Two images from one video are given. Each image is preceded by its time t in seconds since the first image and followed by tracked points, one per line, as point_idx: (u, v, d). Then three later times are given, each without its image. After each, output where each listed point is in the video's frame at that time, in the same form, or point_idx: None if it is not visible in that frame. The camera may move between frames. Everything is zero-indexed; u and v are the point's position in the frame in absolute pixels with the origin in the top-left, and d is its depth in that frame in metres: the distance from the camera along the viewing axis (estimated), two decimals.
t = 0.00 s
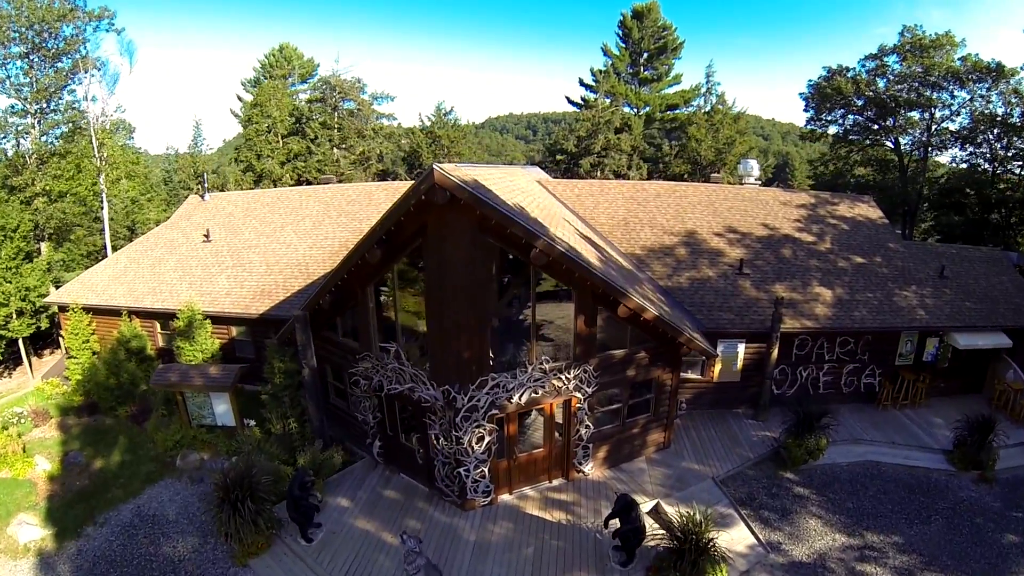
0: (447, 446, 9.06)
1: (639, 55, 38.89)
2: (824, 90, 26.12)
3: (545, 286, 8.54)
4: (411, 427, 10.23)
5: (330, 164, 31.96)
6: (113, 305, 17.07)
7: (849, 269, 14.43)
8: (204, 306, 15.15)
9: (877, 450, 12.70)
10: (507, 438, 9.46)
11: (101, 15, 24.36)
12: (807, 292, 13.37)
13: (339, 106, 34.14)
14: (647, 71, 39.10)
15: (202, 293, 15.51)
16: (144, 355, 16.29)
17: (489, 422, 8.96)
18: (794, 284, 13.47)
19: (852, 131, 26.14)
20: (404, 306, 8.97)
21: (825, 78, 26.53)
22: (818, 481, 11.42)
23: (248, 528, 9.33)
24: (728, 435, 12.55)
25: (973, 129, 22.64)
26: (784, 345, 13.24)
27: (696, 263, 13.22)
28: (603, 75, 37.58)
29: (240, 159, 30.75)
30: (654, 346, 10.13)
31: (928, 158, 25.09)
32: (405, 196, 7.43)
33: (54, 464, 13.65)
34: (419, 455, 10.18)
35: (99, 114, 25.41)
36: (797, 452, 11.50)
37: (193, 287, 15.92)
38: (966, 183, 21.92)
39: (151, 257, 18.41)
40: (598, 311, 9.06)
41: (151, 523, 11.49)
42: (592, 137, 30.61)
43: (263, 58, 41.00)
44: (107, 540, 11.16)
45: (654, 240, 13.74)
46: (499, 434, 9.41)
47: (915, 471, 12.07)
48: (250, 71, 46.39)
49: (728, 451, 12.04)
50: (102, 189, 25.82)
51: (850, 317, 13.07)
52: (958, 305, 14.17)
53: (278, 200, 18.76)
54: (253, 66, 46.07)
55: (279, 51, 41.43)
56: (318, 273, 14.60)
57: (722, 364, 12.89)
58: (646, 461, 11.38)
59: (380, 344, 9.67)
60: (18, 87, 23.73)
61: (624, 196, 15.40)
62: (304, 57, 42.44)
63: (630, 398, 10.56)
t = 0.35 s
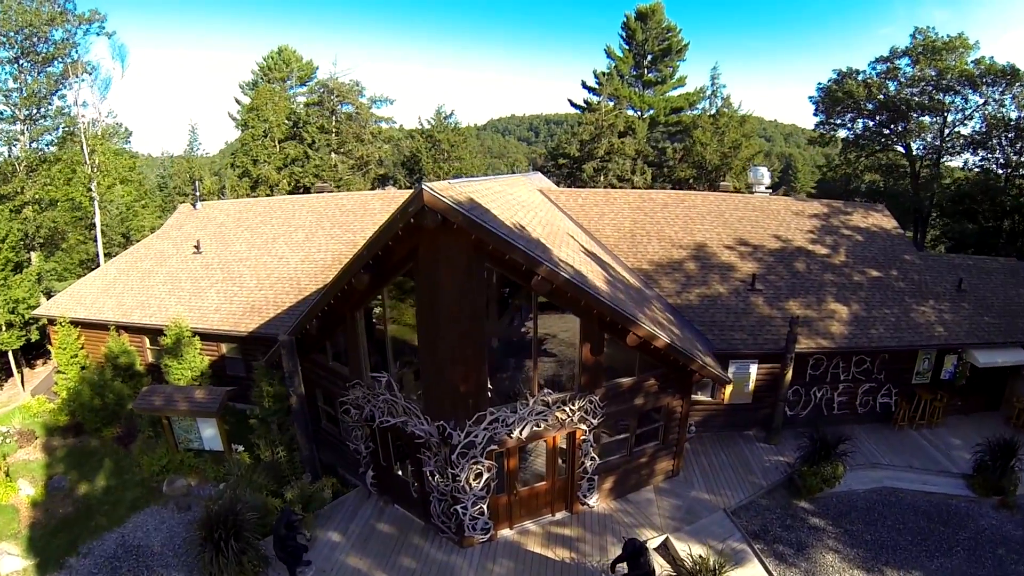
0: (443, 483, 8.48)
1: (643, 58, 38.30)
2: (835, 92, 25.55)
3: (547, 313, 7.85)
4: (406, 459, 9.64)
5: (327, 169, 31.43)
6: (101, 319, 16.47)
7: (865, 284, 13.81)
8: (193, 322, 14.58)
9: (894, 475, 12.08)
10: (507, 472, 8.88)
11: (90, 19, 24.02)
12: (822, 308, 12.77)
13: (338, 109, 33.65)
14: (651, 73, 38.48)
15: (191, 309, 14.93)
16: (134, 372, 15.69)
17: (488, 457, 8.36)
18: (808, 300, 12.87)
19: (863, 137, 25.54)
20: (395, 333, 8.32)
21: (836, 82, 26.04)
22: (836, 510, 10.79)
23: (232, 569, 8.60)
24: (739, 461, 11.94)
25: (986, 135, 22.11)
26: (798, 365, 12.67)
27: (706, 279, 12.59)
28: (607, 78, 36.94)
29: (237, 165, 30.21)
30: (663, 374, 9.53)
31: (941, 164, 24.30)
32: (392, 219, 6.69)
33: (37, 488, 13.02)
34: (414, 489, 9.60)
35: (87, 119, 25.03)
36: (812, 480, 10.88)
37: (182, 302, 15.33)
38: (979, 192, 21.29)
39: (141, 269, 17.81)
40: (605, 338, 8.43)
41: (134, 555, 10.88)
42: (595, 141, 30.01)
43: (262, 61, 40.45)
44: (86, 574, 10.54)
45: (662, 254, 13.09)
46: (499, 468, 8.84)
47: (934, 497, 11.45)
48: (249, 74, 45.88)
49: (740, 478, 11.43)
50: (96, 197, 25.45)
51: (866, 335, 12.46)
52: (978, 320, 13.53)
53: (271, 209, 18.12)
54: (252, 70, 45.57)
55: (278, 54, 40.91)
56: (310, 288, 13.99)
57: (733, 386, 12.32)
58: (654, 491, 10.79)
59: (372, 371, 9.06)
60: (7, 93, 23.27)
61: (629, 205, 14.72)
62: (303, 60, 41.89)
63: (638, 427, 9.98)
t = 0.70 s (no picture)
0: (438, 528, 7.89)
1: (642, 60, 37.75)
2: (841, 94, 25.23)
3: (549, 346, 7.26)
4: (399, 496, 9.05)
5: (321, 176, 30.81)
6: (83, 338, 15.78)
7: (879, 297, 13.24)
8: (177, 343, 13.93)
9: (912, 500, 11.47)
10: (507, 513, 8.31)
11: (76, 25, 23.40)
12: (836, 325, 12.21)
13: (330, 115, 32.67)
14: (650, 75, 37.94)
15: (176, 328, 14.28)
16: (117, 395, 14.98)
17: (486, 500, 7.78)
18: (821, 317, 12.31)
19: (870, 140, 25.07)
20: (385, 366, 7.69)
21: (842, 83, 25.62)
22: (854, 541, 10.20)
23: None
24: (751, 490, 11.35)
25: (996, 137, 21.50)
26: (812, 387, 12.23)
27: (716, 295, 12.03)
28: (606, 81, 36.40)
29: (228, 172, 29.55)
30: (673, 404, 8.96)
31: (949, 168, 24.00)
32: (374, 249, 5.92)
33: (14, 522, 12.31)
34: (408, 528, 9.01)
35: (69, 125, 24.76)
36: (829, 512, 10.24)
37: (167, 321, 14.67)
38: (989, 196, 20.74)
39: (126, 285, 17.14)
40: (611, 370, 7.83)
41: None
42: (594, 145, 29.41)
43: (255, 66, 39.79)
44: None
45: (668, 268, 12.48)
46: (499, 510, 8.26)
47: (954, 523, 10.84)
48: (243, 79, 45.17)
49: (752, 508, 10.81)
50: (81, 209, 24.76)
51: (884, 353, 11.89)
52: (997, 334, 12.96)
53: (259, 221, 17.47)
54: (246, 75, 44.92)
55: (271, 58, 40.25)
56: (298, 306, 13.35)
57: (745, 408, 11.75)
58: (663, 524, 10.21)
59: (361, 405, 8.45)
60: None
61: (632, 216, 14.11)
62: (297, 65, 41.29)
63: (646, 458, 9.41)
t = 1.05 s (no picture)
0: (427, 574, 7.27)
1: (646, 59, 37.05)
2: (853, 98, 24.82)
3: (551, 382, 6.65)
4: (387, 532, 8.46)
5: (316, 175, 30.06)
6: (63, 348, 15.10)
7: (894, 314, 12.67)
8: (158, 356, 13.29)
9: (927, 529, 10.89)
10: (503, 556, 7.71)
11: (60, 19, 22.50)
12: (850, 345, 11.65)
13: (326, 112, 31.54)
14: (653, 75, 37.25)
15: (158, 340, 13.65)
16: (100, 406, 14.23)
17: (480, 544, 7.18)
18: (835, 336, 11.75)
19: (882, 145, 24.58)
20: (371, 400, 7.05)
21: (854, 87, 25.17)
22: None
23: None
24: (759, 518, 10.80)
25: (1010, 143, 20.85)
26: (824, 411, 11.73)
27: (725, 313, 11.48)
28: (608, 80, 35.71)
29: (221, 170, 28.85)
30: (681, 437, 8.35)
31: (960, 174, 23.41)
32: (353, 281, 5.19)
33: None
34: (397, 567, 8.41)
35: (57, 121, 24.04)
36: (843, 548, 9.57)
37: (149, 332, 14.02)
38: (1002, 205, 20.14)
39: (108, 292, 16.46)
40: (618, 405, 7.21)
41: None
42: (596, 146, 28.77)
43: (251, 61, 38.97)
44: None
45: (676, 284, 11.89)
46: (493, 552, 7.65)
47: (969, 554, 10.28)
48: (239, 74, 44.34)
49: (761, 539, 10.23)
50: (65, 209, 23.91)
51: (899, 375, 11.29)
52: (1016, 354, 12.39)
53: (247, 225, 16.80)
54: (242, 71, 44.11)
55: (267, 54, 39.42)
56: (285, 319, 12.71)
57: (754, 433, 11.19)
58: (668, 557, 9.65)
59: (347, 437, 7.83)
60: None
61: (636, 227, 13.48)
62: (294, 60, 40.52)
63: (652, 492, 8.85)
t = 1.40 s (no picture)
0: None
1: (649, 56, 36.31)
2: (864, 97, 24.13)
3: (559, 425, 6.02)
4: None
5: (312, 178, 29.32)
6: (46, 365, 14.47)
7: (916, 329, 12.07)
8: (144, 376, 12.69)
9: (951, 558, 10.25)
10: None
11: (44, 22, 21.68)
12: (871, 364, 11.08)
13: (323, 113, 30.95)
14: (657, 72, 36.51)
15: (143, 359, 13.06)
16: (87, 426, 13.58)
17: None
18: (855, 354, 11.17)
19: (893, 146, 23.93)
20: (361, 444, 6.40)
21: (865, 86, 24.49)
22: None
23: None
24: (777, 548, 10.21)
25: None
26: (847, 435, 11.24)
27: (742, 331, 10.92)
28: (610, 78, 35.01)
29: (214, 174, 28.22)
30: (698, 473, 7.73)
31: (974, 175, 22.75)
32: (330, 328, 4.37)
33: None
34: None
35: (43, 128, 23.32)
36: None
37: (134, 351, 13.40)
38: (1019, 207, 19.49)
39: (95, 305, 15.83)
40: (633, 447, 6.56)
41: None
42: (599, 146, 28.14)
43: (247, 61, 38.24)
44: None
45: (688, 299, 11.29)
46: None
47: None
48: (235, 74, 43.63)
49: (779, 573, 9.63)
50: (53, 217, 23.26)
51: (922, 396, 10.72)
52: None
53: (237, 235, 16.14)
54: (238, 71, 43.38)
55: (263, 54, 38.69)
56: (274, 337, 12.06)
57: (773, 458, 10.70)
58: None
59: (336, 478, 7.18)
60: None
61: (646, 236, 12.80)
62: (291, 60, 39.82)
63: (667, 530, 8.26)
